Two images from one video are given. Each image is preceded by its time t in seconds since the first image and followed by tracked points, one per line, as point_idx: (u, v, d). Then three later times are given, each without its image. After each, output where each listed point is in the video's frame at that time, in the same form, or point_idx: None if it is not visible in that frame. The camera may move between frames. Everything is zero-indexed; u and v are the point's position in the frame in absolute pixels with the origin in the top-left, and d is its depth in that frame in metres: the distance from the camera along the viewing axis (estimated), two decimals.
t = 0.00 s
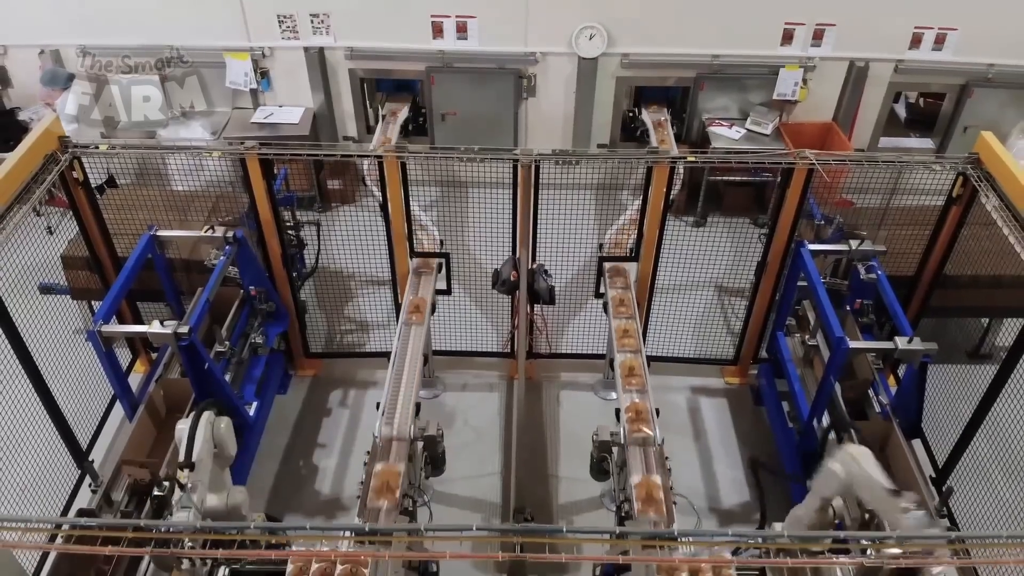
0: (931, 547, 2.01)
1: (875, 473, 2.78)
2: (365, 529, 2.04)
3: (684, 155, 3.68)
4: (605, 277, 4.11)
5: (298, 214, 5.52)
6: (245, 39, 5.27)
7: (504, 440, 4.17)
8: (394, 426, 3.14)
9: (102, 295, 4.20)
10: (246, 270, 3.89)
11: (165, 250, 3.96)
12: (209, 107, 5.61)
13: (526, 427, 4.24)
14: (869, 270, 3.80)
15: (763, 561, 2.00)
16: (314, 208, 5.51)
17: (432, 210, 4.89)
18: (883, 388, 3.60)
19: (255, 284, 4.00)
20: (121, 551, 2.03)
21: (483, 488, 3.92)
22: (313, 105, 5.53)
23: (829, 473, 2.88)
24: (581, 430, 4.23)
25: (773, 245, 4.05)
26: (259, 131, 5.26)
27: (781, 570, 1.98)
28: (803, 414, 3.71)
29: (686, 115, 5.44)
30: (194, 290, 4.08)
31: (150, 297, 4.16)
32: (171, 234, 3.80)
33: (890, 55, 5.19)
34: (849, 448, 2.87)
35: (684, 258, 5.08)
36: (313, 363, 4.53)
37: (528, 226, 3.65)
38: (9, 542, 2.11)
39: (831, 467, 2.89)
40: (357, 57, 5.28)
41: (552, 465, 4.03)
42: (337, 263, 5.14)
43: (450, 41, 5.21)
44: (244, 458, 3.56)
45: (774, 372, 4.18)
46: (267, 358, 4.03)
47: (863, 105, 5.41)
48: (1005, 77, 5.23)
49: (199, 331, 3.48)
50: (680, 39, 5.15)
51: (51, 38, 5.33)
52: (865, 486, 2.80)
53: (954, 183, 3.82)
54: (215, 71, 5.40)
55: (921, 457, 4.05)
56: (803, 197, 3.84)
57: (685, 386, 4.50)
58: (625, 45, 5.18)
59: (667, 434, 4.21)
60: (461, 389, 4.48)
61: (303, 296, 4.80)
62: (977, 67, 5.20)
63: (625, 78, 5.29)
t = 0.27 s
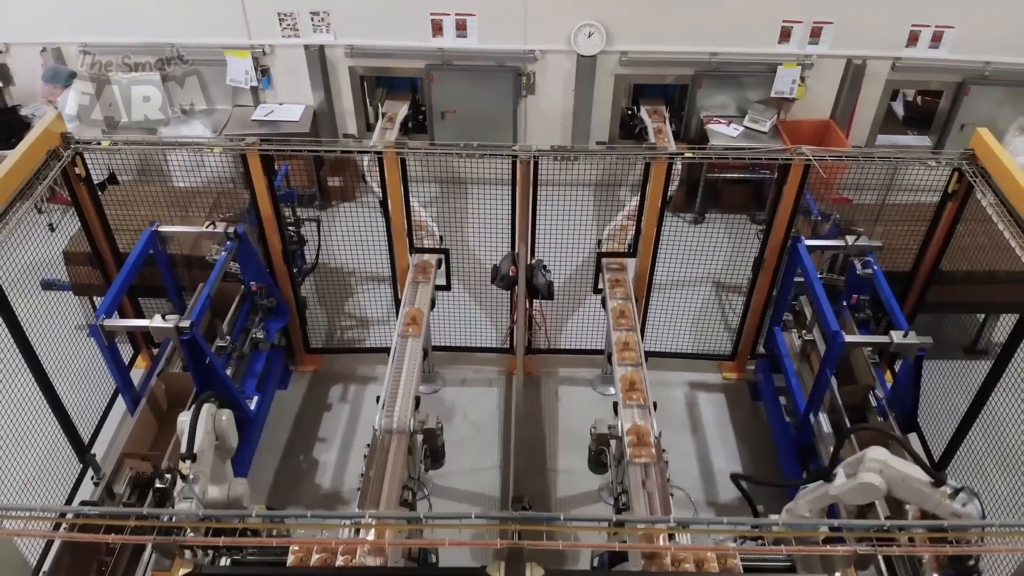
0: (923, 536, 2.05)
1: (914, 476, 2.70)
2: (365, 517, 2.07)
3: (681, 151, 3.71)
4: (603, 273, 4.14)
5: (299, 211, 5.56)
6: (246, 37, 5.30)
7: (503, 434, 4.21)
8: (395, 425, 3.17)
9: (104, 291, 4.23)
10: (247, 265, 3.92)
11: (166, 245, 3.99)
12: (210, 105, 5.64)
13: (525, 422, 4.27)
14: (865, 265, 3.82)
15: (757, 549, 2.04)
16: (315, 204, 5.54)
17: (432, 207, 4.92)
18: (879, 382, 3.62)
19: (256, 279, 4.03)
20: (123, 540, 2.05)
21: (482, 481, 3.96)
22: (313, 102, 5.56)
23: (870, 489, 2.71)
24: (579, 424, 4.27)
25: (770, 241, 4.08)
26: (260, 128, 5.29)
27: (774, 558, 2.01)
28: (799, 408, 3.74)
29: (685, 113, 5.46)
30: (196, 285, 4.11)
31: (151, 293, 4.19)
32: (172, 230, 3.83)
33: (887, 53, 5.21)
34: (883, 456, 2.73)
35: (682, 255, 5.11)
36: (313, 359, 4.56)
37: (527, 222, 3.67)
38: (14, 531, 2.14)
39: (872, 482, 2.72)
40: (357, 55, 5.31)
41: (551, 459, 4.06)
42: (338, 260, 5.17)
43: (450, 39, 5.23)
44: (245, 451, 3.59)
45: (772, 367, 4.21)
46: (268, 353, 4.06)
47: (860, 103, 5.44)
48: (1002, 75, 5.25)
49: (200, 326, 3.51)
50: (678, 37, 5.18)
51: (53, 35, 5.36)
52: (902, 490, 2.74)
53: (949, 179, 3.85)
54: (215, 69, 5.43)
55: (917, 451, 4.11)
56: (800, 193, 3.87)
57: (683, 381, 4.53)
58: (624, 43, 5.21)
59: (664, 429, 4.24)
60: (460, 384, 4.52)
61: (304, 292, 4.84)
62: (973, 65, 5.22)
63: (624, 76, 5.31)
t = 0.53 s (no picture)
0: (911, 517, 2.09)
1: (906, 464, 2.89)
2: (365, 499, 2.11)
3: (678, 145, 3.75)
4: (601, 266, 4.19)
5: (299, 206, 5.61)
6: (247, 33, 5.34)
7: (502, 426, 4.25)
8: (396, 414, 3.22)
9: (107, 284, 4.27)
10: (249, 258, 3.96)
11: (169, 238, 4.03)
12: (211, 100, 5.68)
13: (524, 414, 4.31)
14: (859, 258, 3.87)
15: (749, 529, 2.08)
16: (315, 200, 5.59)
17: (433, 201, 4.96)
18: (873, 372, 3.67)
19: (258, 272, 4.08)
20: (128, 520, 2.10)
21: (481, 472, 4.00)
22: (313, 98, 5.60)
23: (866, 474, 2.88)
24: (577, 416, 4.31)
25: (765, 234, 4.12)
26: (261, 124, 5.33)
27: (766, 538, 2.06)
28: (794, 399, 3.78)
29: (682, 109, 5.50)
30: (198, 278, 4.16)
31: (154, 286, 4.24)
32: (175, 223, 3.87)
33: (882, 50, 5.26)
34: (878, 444, 2.92)
35: (679, 249, 5.15)
36: (314, 351, 4.61)
37: (525, 215, 3.71)
38: (21, 512, 2.18)
39: (867, 466, 2.90)
40: (357, 51, 5.35)
41: (549, 450, 4.11)
42: (338, 254, 5.21)
43: (449, 35, 5.28)
44: (246, 441, 3.64)
45: (768, 359, 4.26)
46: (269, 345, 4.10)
47: (856, 99, 5.48)
48: (997, 71, 5.30)
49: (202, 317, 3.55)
50: (675, 34, 5.22)
51: (55, 31, 5.40)
52: (897, 477, 2.93)
53: (943, 172, 3.90)
54: (217, 65, 5.47)
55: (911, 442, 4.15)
56: (795, 186, 3.91)
57: (680, 373, 4.58)
58: (622, 40, 5.25)
59: (661, 420, 4.29)
60: (459, 376, 4.57)
61: (305, 286, 4.88)
62: (968, 61, 5.27)
63: (622, 72, 5.35)
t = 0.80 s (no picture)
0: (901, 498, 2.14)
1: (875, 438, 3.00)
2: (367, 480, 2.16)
3: (675, 138, 3.80)
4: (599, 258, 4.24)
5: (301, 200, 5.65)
6: (249, 30, 5.39)
7: (501, 417, 4.30)
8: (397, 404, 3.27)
9: (110, 277, 4.32)
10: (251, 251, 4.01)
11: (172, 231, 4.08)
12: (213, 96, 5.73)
13: (523, 406, 4.36)
14: (855, 250, 3.91)
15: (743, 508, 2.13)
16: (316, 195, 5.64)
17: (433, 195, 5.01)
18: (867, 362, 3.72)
19: (260, 265, 4.12)
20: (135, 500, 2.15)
21: (480, 461, 4.05)
22: (314, 94, 5.64)
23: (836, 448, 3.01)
24: (576, 407, 4.36)
25: (762, 227, 4.16)
26: (263, 119, 5.38)
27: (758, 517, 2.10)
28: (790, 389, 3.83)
29: (680, 105, 5.55)
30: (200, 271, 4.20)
31: (157, 279, 4.28)
32: (178, 216, 3.91)
33: (879, 46, 5.30)
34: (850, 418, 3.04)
35: (677, 243, 5.20)
36: (315, 344, 4.65)
37: (525, 208, 3.75)
38: (29, 494, 2.23)
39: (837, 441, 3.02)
40: (357, 47, 5.40)
41: (548, 440, 4.16)
42: (339, 248, 5.26)
43: (449, 31, 5.32)
44: (249, 431, 3.69)
45: (764, 350, 4.30)
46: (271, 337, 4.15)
47: (853, 95, 5.53)
48: (992, 67, 5.35)
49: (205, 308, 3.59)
50: (673, 30, 5.26)
51: (58, 28, 5.44)
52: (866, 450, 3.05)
53: (937, 165, 3.95)
54: (218, 62, 5.51)
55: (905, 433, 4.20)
56: (791, 179, 3.96)
57: (678, 365, 4.63)
58: (620, 36, 5.30)
59: (659, 411, 4.34)
60: (459, 368, 4.62)
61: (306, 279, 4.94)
62: (964, 57, 5.31)
63: (620, 68, 5.40)
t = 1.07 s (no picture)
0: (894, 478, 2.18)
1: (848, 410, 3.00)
2: (370, 461, 2.21)
3: (673, 131, 3.84)
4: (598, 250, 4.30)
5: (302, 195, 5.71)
6: (251, 26, 5.43)
7: (501, 407, 4.35)
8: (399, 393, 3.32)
9: (115, 269, 4.36)
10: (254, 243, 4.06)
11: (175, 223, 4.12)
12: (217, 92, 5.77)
13: (523, 397, 4.41)
14: (850, 242, 3.95)
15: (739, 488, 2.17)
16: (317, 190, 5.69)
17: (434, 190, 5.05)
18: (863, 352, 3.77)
19: (263, 257, 4.17)
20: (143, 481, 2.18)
21: (481, 451, 4.10)
22: (316, 90, 5.69)
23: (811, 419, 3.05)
24: (575, 398, 4.41)
25: (759, 220, 4.21)
26: (265, 115, 5.43)
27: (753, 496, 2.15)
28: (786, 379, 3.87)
29: (679, 101, 5.60)
30: (204, 263, 4.25)
31: (161, 272, 4.33)
32: (181, 208, 3.96)
33: (875, 42, 5.35)
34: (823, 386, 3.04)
35: (675, 238, 5.24)
36: (317, 336, 4.70)
37: (525, 200, 3.78)
38: (38, 475, 2.27)
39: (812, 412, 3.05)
40: (359, 44, 5.45)
41: (548, 430, 4.21)
42: (341, 242, 5.30)
43: (449, 27, 5.36)
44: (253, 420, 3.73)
45: (762, 342, 4.35)
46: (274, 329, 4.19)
47: (850, 90, 5.58)
48: (988, 63, 5.39)
49: (209, 298, 3.64)
50: (672, 26, 5.31)
51: (62, 24, 5.49)
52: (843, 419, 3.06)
53: (931, 158, 4.00)
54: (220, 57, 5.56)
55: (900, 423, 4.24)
56: (788, 172, 4.00)
57: (676, 357, 4.68)
58: (619, 32, 5.34)
59: (657, 402, 4.39)
60: (460, 360, 4.67)
61: (308, 273, 4.99)
62: (960, 53, 5.36)
63: (619, 64, 5.45)
